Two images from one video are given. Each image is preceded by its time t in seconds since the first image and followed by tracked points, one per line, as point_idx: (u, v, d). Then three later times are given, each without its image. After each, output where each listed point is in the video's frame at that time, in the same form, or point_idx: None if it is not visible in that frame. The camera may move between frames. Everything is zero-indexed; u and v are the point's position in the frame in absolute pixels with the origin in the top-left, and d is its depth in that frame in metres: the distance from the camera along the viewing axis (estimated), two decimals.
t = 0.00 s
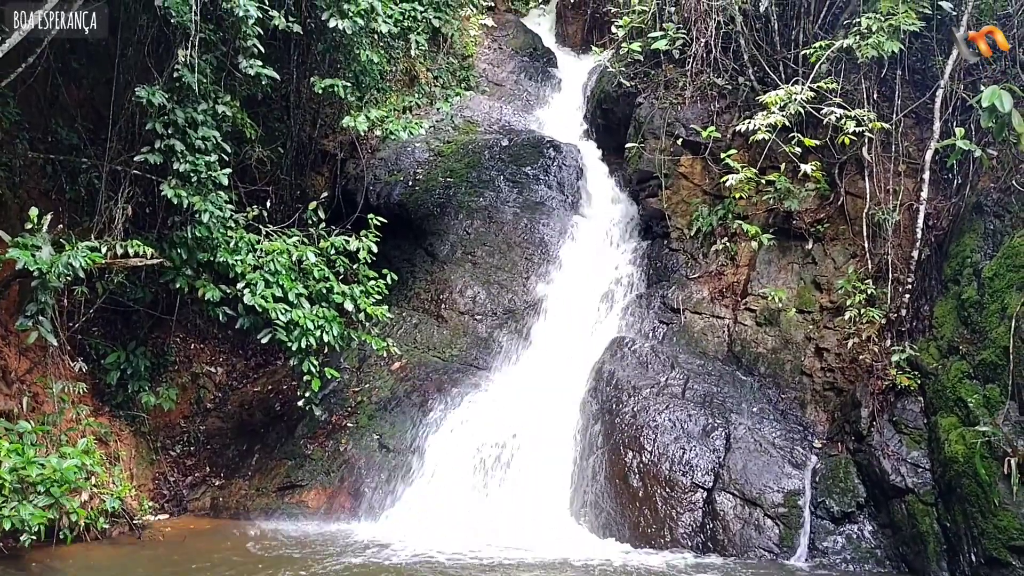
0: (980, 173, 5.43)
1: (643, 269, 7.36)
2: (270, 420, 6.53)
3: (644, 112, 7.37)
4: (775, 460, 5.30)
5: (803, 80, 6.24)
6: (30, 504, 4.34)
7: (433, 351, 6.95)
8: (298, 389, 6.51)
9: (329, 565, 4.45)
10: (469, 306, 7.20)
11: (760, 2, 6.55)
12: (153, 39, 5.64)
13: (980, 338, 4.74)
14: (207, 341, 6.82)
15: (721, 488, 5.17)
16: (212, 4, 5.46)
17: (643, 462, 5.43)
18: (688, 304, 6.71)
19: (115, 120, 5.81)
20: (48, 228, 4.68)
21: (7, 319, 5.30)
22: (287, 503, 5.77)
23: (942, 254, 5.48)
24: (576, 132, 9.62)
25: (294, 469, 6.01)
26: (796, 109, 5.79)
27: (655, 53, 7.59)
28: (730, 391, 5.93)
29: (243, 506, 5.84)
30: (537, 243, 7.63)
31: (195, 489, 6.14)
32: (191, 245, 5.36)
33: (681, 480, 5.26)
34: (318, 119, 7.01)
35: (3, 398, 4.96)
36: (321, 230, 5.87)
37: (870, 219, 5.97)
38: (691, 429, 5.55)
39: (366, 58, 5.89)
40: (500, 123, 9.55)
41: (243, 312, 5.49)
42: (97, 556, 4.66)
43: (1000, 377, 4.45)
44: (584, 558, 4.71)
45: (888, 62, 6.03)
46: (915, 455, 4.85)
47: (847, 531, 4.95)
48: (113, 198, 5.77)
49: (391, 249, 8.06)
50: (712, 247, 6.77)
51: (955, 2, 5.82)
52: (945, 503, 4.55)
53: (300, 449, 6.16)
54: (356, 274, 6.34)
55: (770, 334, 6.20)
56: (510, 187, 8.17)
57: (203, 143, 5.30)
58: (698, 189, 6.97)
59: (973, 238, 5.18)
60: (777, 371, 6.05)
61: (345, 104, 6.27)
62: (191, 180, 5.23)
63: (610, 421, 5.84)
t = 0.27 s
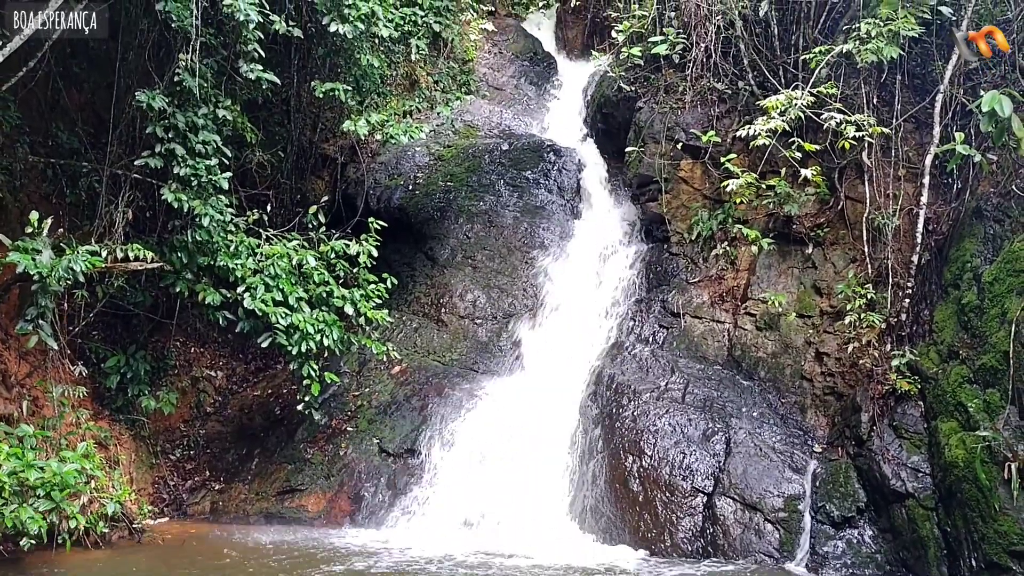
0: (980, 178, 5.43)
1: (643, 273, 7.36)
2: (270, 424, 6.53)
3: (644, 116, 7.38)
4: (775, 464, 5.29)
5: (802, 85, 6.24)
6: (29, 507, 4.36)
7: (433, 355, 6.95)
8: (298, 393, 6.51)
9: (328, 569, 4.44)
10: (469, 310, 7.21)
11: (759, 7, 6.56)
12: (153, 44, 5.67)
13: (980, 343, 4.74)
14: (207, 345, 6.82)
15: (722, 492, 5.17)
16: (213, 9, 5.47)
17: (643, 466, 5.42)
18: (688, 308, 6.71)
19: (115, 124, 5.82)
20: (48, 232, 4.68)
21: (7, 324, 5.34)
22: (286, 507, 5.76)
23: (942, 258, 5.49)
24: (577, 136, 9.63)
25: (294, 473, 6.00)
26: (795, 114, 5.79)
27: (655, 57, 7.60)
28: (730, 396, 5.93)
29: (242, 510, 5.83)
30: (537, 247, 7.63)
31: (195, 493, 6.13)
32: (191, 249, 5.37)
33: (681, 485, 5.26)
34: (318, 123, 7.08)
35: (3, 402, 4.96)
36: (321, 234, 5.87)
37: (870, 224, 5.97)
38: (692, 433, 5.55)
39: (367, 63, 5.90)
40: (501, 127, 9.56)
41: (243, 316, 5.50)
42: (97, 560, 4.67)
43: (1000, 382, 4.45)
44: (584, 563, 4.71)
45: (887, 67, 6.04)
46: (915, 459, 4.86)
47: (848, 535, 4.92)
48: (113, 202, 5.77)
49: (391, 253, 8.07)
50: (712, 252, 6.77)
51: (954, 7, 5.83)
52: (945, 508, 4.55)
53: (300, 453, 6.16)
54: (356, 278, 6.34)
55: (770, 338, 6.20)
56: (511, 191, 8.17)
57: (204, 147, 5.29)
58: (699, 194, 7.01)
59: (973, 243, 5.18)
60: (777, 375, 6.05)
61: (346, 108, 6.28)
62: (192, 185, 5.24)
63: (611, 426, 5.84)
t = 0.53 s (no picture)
0: (980, 183, 5.43)
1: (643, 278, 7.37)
2: (270, 427, 6.53)
3: (645, 120, 7.39)
4: (775, 469, 5.28)
5: (803, 90, 6.24)
6: (28, 512, 4.33)
7: (433, 359, 6.94)
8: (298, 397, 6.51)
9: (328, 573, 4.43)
10: (469, 313, 7.20)
11: (760, 12, 6.57)
12: (155, 47, 5.67)
13: (980, 347, 4.74)
14: (207, 348, 6.82)
15: (722, 496, 5.16)
16: (214, 12, 5.47)
17: (643, 471, 5.42)
18: (688, 312, 6.71)
19: (116, 127, 5.83)
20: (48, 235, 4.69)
21: (8, 327, 5.34)
22: (286, 511, 5.75)
23: (942, 263, 5.49)
24: (577, 140, 9.64)
25: (294, 477, 5.99)
26: (796, 118, 5.79)
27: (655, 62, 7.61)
28: (730, 400, 5.92)
29: (242, 514, 5.83)
30: (537, 251, 7.64)
31: (194, 497, 6.13)
32: (191, 252, 5.36)
33: (681, 489, 5.25)
34: (319, 127, 7.08)
35: (3, 405, 4.96)
36: (322, 238, 5.87)
37: (870, 228, 5.97)
38: (692, 437, 5.55)
39: (368, 66, 5.92)
40: (501, 131, 9.58)
41: (243, 319, 5.50)
42: (96, 564, 4.66)
43: (1000, 387, 4.45)
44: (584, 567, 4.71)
45: (888, 72, 6.04)
46: (916, 464, 4.86)
47: (848, 540, 4.92)
48: (114, 205, 5.76)
49: (391, 257, 8.08)
50: (713, 256, 6.77)
51: (954, 13, 5.84)
52: (945, 512, 4.54)
53: (300, 456, 6.15)
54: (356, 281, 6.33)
55: (771, 342, 6.19)
56: (511, 195, 8.18)
57: (204, 151, 5.28)
58: (699, 198, 7.01)
59: (973, 247, 5.19)
60: (777, 379, 6.04)
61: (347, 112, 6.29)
62: (192, 188, 5.22)
63: (611, 429, 5.83)
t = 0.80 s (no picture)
0: (980, 187, 5.43)
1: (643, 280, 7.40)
2: (269, 430, 6.53)
3: (645, 124, 7.40)
4: (775, 473, 5.27)
5: (803, 94, 6.25)
6: (27, 516, 4.30)
7: (433, 361, 6.94)
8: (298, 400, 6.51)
9: None
10: (469, 316, 7.19)
11: (760, 16, 6.56)
12: (156, 50, 5.67)
13: (980, 352, 4.73)
14: (207, 351, 6.81)
15: (722, 500, 5.16)
16: (215, 15, 5.47)
17: (643, 474, 5.41)
18: (688, 316, 6.72)
19: (117, 130, 5.83)
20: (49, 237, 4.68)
21: (8, 329, 5.31)
22: (286, 514, 5.75)
23: (942, 267, 5.50)
24: (577, 144, 9.65)
25: (294, 480, 5.98)
26: (796, 122, 5.79)
27: (656, 66, 7.62)
28: (730, 403, 5.92)
29: (241, 517, 5.82)
30: (538, 255, 7.63)
31: (194, 500, 6.12)
32: (191, 255, 5.35)
33: (681, 493, 5.25)
34: (320, 130, 7.00)
35: (3, 408, 4.95)
36: (322, 241, 5.88)
37: (871, 232, 5.97)
38: (692, 441, 5.54)
39: (369, 69, 5.93)
40: (502, 135, 9.59)
41: (243, 322, 5.50)
42: (94, 567, 4.66)
43: (1000, 391, 4.44)
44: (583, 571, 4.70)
45: (888, 76, 6.04)
46: (916, 468, 4.84)
47: (848, 545, 4.93)
48: (114, 208, 5.76)
49: (391, 260, 8.09)
50: (712, 260, 6.79)
51: (955, 17, 5.84)
52: (945, 517, 4.53)
53: (300, 459, 6.14)
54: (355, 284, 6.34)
55: (771, 346, 6.19)
56: (512, 198, 8.18)
57: (205, 154, 5.29)
58: (699, 202, 7.00)
59: (973, 252, 5.19)
60: (777, 383, 6.05)
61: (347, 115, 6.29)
62: (193, 191, 5.22)
63: (611, 433, 5.83)
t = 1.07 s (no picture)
0: (981, 192, 5.43)
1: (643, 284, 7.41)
2: (270, 434, 6.54)
3: (645, 129, 7.41)
4: (775, 478, 5.27)
5: (803, 99, 6.26)
6: (27, 519, 4.30)
7: (433, 366, 6.93)
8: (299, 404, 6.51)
9: None
10: (470, 321, 7.20)
11: (760, 21, 6.58)
12: (157, 55, 5.68)
13: (980, 357, 4.73)
14: (208, 355, 6.82)
15: (722, 505, 5.15)
16: (216, 20, 5.47)
17: (643, 479, 5.41)
18: (688, 320, 6.72)
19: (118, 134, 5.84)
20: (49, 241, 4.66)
21: (8, 332, 5.32)
22: (286, 518, 5.74)
23: (942, 272, 5.50)
24: (578, 149, 9.66)
25: (294, 484, 5.98)
26: (796, 127, 5.80)
27: (656, 71, 7.64)
28: (730, 408, 5.92)
29: (241, 521, 5.81)
30: (538, 259, 7.60)
31: (194, 504, 6.12)
32: (192, 259, 5.35)
33: (681, 498, 5.24)
34: (320, 135, 7.01)
35: (3, 411, 4.96)
36: (323, 245, 5.87)
37: (871, 237, 5.97)
38: (692, 446, 5.54)
39: (369, 74, 5.94)
40: (502, 139, 9.60)
41: (244, 326, 5.50)
42: (94, 570, 4.65)
43: (1000, 397, 4.44)
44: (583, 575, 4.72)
45: (888, 81, 6.05)
46: (916, 473, 4.84)
47: (848, 550, 4.91)
48: (115, 212, 5.77)
49: (392, 264, 8.10)
50: (712, 264, 6.83)
51: (955, 23, 5.84)
52: (946, 522, 4.53)
53: (300, 463, 6.14)
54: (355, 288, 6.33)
55: (772, 351, 6.19)
56: (512, 203, 8.20)
57: (206, 158, 5.28)
58: (699, 207, 7.02)
59: (974, 257, 5.19)
60: (778, 388, 6.05)
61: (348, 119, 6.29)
62: (193, 195, 5.23)
63: (611, 437, 5.82)
